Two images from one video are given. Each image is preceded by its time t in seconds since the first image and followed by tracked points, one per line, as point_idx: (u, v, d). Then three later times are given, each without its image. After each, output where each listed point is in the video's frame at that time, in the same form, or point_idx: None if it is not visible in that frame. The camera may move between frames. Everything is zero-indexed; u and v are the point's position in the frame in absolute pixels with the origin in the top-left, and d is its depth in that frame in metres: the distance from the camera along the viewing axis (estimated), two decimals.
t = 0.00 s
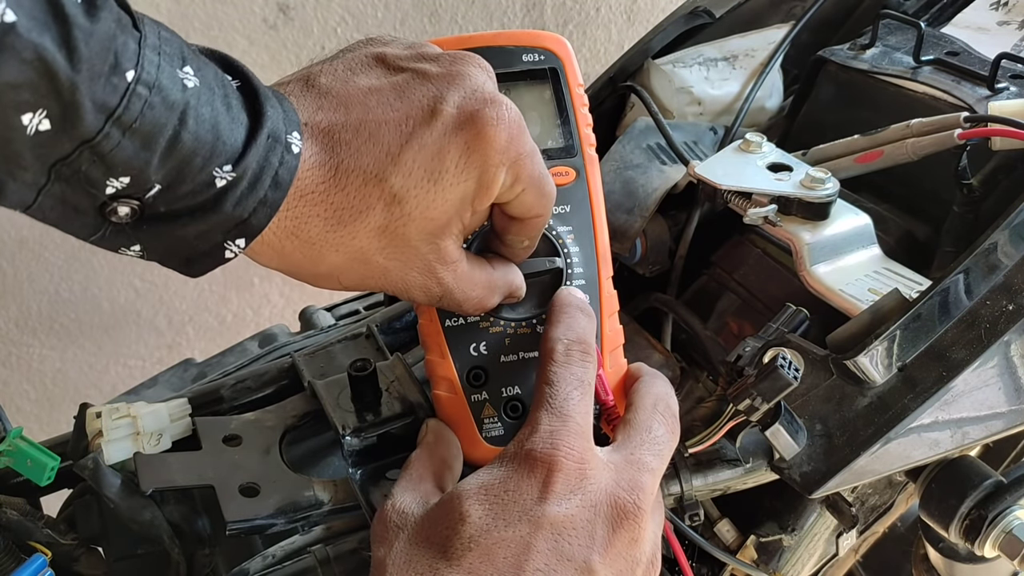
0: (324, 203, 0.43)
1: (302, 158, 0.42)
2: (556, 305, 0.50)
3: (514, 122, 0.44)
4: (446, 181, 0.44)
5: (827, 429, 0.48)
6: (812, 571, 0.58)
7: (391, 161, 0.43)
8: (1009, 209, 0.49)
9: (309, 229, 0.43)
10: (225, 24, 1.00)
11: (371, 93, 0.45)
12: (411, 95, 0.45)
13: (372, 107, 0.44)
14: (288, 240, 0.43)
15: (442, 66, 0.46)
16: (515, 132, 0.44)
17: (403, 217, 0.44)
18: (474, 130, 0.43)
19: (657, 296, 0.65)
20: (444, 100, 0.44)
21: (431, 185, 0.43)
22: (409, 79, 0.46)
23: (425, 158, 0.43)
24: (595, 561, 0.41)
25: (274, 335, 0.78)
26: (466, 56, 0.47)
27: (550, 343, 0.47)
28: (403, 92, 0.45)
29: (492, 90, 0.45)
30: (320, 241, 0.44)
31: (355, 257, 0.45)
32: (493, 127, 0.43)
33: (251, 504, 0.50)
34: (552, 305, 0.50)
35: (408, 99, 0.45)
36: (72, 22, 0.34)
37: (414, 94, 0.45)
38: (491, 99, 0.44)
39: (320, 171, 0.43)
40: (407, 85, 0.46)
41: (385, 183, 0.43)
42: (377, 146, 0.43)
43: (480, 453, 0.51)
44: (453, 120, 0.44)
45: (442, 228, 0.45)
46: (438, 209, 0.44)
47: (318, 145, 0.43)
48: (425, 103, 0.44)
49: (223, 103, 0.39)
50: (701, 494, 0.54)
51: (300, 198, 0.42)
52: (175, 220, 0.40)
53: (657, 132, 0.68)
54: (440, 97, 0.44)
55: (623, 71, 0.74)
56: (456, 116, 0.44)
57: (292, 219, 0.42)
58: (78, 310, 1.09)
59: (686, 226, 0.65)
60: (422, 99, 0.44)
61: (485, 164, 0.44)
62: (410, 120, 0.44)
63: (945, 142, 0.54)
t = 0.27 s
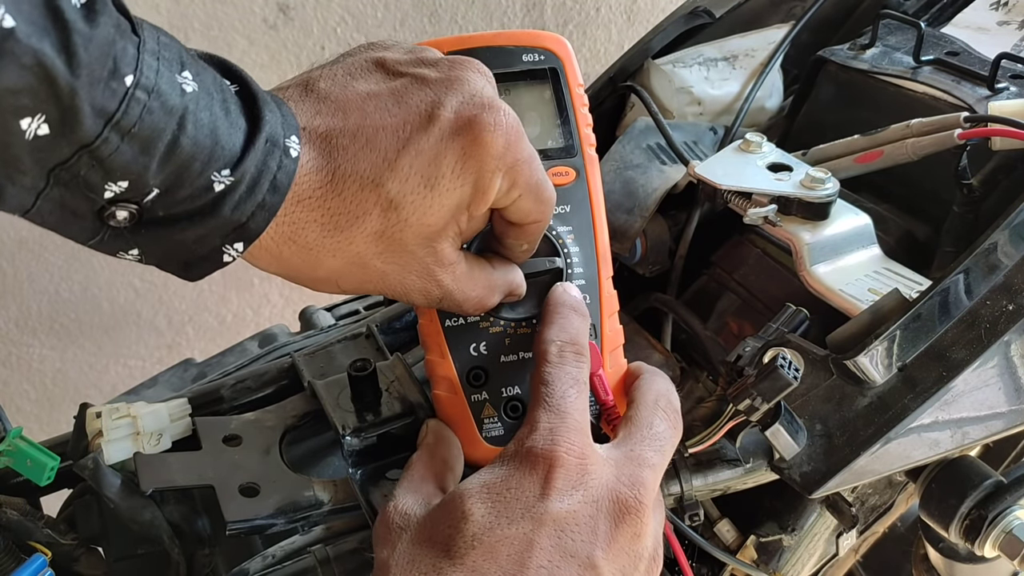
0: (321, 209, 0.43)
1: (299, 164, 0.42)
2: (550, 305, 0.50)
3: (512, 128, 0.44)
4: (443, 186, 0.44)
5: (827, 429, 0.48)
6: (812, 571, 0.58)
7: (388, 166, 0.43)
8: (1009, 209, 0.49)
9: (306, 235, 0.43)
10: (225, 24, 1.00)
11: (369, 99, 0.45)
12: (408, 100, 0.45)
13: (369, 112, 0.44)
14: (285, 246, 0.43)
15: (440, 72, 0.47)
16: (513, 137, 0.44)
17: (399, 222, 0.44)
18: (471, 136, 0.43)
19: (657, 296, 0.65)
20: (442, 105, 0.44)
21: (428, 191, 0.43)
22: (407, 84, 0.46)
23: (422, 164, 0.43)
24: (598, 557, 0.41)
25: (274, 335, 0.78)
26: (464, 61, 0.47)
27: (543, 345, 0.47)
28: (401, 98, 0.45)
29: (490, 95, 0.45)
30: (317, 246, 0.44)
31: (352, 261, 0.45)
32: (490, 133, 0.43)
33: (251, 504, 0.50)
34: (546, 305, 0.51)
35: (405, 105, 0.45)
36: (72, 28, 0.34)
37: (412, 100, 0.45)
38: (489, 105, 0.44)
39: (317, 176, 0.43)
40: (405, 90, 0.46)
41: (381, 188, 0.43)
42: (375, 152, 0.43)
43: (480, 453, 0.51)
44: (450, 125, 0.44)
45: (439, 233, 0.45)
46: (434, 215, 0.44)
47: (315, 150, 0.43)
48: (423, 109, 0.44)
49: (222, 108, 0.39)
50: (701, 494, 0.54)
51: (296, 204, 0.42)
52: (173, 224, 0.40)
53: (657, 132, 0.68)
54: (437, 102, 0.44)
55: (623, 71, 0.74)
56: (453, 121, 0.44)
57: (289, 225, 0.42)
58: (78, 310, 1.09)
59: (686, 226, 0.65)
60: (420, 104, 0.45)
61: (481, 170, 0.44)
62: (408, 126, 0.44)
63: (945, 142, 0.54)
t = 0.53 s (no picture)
0: (324, 214, 0.43)
1: (300, 170, 0.42)
2: (548, 296, 0.49)
3: (511, 127, 0.44)
4: (445, 188, 0.44)
5: (827, 429, 0.48)
6: (812, 571, 0.58)
7: (389, 169, 0.43)
8: (1009, 209, 0.49)
9: (309, 241, 0.43)
10: (225, 24, 1.00)
11: (367, 104, 0.45)
12: (406, 103, 0.45)
13: (368, 117, 0.45)
14: (288, 252, 0.43)
15: (435, 75, 0.47)
16: (512, 137, 0.44)
17: (402, 225, 0.44)
18: (471, 137, 0.44)
19: (657, 296, 0.65)
20: (440, 107, 0.44)
21: (430, 193, 0.44)
22: (404, 88, 0.46)
23: (423, 166, 0.43)
24: (599, 547, 0.41)
25: (274, 335, 0.78)
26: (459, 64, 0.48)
27: (539, 339, 0.46)
28: (398, 102, 0.45)
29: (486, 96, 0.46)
30: (321, 252, 0.44)
31: (356, 267, 0.45)
32: (490, 133, 0.44)
33: (251, 504, 0.50)
34: (545, 294, 0.50)
35: (403, 108, 0.45)
36: (70, 38, 0.34)
37: (409, 103, 0.45)
38: (486, 106, 0.45)
39: (319, 181, 0.43)
40: (402, 94, 0.46)
41: (383, 192, 0.43)
42: (375, 155, 0.43)
43: (480, 452, 0.51)
44: (449, 127, 0.44)
45: (442, 235, 0.45)
46: (437, 216, 0.44)
47: (315, 157, 0.43)
48: (421, 112, 0.44)
49: (221, 117, 0.39)
50: (701, 494, 0.54)
51: (299, 210, 0.42)
52: (175, 234, 0.40)
53: (657, 132, 0.68)
54: (436, 105, 0.45)
55: (623, 71, 0.74)
56: (453, 123, 0.44)
57: (292, 232, 0.42)
58: (79, 310, 1.09)
59: (686, 226, 0.65)
60: (418, 108, 0.45)
61: (483, 170, 0.44)
62: (407, 129, 0.44)
63: (945, 142, 0.54)
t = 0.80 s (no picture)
0: (333, 216, 0.43)
1: (305, 175, 0.42)
2: (555, 293, 0.49)
3: (510, 117, 0.45)
4: (452, 182, 0.44)
5: (827, 429, 0.48)
6: (812, 571, 0.58)
7: (395, 167, 0.43)
8: (1009, 209, 0.49)
9: (320, 244, 0.43)
10: (225, 24, 1.00)
11: (365, 106, 0.46)
12: (404, 102, 0.45)
13: (368, 118, 0.45)
14: (300, 257, 0.43)
15: (430, 72, 0.47)
16: (512, 129, 0.45)
17: (412, 223, 0.44)
18: (473, 129, 0.44)
19: (657, 296, 0.65)
20: (439, 104, 0.45)
21: (438, 188, 0.44)
22: (400, 87, 0.46)
23: (429, 162, 0.44)
24: (599, 547, 0.42)
25: (274, 335, 0.78)
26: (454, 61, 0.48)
27: (546, 337, 0.46)
28: (397, 101, 0.45)
29: (483, 90, 0.46)
30: (333, 256, 0.44)
31: (369, 269, 0.45)
32: (491, 124, 0.44)
33: (251, 504, 0.50)
34: (552, 293, 0.50)
35: (402, 108, 0.45)
36: (73, 47, 0.34)
37: (408, 102, 0.45)
38: (485, 98, 0.45)
39: (325, 184, 0.43)
40: (399, 94, 0.46)
41: (391, 190, 0.43)
42: (379, 154, 0.44)
43: (480, 452, 0.51)
44: (450, 122, 0.44)
45: (452, 231, 0.45)
46: (445, 211, 0.44)
47: (319, 161, 0.43)
48: (421, 109, 0.45)
49: (224, 126, 0.39)
50: (701, 494, 0.54)
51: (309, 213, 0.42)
52: (182, 245, 0.40)
53: (657, 132, 0.68)
54: (434, 101, 0.45)
55: (623, 71, 0.74)
56: (453, 118, 0.44)
57: (302, 235, 0.42)
58: (79, 309, 1.09)
59: (686, 226, 0.65)
60: (417, 106, 0.45)
61: (488, 161, 0.44)
62: (408, 127, 0.44)
63: (945, 142, 0.54)
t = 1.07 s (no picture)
0: (357, 238, 0.43)
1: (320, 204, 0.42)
2: (589, 292, 0.49)
3: (505, 118, 0.46)
4: (464, 187, 0.44)
5: (827, 429, 0.48)
6: (812, 571, 0.58)
7: (406, 180, 0.44)
8: (1009, 209, 0.49)
9: (348, 270, 0.43)
10: (225, 24, 1.00)
11: (363, 132, 0.46)
12: (402, 122, 0.46)
13: (369, 142, 0.45)
14: (331, 283, 0.43)
15: (420, 91, 0.48)
16: (509, 129, 0.46)
17: (436, 234, 0.44)
18: (474, 134, 0.45)
19: (656, 296, 0.65)
20: (436, 116, 0.45)
21: (453, 196, 0.44)
22: (394, 109, 0.47)
23: (439, 171, 0.44)
24: (599, 552, 0.41)
25: (274, 335, 0.78)
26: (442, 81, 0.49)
27: (575, 332, 0.47)
28: (393, 122, 0.46)
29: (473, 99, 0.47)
30: (365, 279, 0.43)
31: (401, 288, 0.44)
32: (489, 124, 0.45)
33: (251, 504, 0.50)
34: (587, 290, 0.50)
35: (402, 128, 0.45)
36: (93, 94, 0.34)
37: (404, 121, 0.46)
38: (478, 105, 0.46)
39: (343, 207, 0.43)
40: (394, 116, 0.46)
41: (409, 202, 0.43)
42: (388, 171, 0.44)
43: (479, 452, 0.51)
44: (450, 130, 0.45)
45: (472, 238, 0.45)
46: (463, 215, 0.44)
47: (330, 190, 0.43)
48: (418, 125, 0.45)
49: (238, 167, 0.39)
50: (700, 494, 0.54)
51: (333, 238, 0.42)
52: (213, 288, 0.39)
53: (657, 132, 0.68)
54: (429, 115, 0.46)
55: (623, 71, 0.74)
56: (452, 126, 0.45)
57: (329, 261, 0.42)
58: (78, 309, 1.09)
59: (686, 226, 0.65)
60: (414, 123, 0.46)
61: (494, 162, 0.45)
62: (410, 143, 0.45)
63: (945, 142, 0.54)
